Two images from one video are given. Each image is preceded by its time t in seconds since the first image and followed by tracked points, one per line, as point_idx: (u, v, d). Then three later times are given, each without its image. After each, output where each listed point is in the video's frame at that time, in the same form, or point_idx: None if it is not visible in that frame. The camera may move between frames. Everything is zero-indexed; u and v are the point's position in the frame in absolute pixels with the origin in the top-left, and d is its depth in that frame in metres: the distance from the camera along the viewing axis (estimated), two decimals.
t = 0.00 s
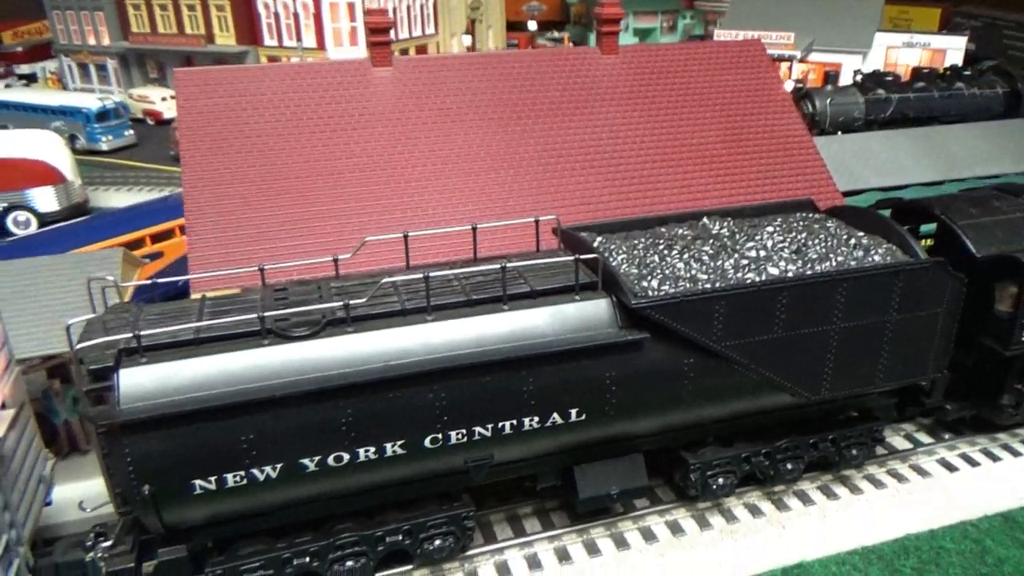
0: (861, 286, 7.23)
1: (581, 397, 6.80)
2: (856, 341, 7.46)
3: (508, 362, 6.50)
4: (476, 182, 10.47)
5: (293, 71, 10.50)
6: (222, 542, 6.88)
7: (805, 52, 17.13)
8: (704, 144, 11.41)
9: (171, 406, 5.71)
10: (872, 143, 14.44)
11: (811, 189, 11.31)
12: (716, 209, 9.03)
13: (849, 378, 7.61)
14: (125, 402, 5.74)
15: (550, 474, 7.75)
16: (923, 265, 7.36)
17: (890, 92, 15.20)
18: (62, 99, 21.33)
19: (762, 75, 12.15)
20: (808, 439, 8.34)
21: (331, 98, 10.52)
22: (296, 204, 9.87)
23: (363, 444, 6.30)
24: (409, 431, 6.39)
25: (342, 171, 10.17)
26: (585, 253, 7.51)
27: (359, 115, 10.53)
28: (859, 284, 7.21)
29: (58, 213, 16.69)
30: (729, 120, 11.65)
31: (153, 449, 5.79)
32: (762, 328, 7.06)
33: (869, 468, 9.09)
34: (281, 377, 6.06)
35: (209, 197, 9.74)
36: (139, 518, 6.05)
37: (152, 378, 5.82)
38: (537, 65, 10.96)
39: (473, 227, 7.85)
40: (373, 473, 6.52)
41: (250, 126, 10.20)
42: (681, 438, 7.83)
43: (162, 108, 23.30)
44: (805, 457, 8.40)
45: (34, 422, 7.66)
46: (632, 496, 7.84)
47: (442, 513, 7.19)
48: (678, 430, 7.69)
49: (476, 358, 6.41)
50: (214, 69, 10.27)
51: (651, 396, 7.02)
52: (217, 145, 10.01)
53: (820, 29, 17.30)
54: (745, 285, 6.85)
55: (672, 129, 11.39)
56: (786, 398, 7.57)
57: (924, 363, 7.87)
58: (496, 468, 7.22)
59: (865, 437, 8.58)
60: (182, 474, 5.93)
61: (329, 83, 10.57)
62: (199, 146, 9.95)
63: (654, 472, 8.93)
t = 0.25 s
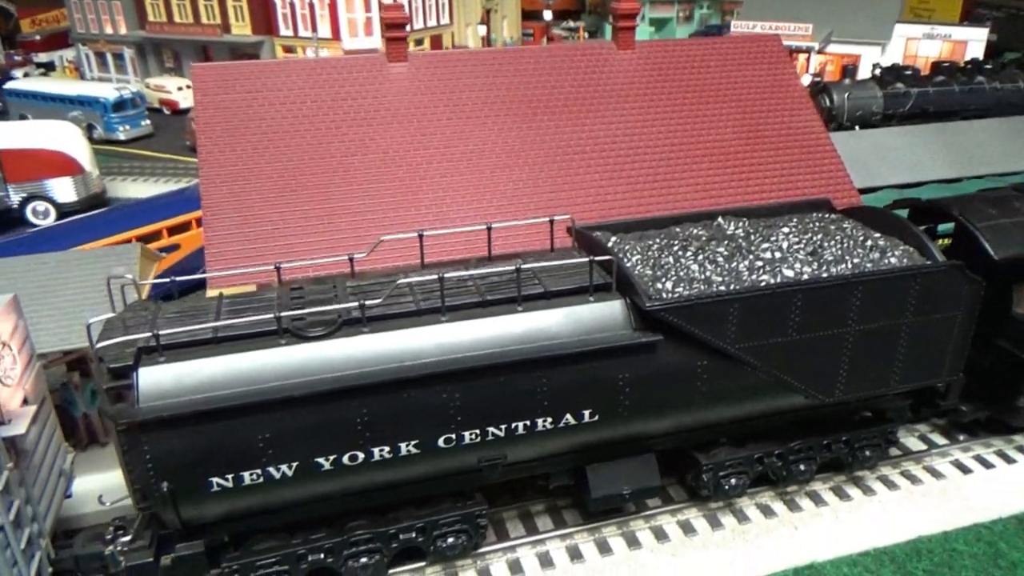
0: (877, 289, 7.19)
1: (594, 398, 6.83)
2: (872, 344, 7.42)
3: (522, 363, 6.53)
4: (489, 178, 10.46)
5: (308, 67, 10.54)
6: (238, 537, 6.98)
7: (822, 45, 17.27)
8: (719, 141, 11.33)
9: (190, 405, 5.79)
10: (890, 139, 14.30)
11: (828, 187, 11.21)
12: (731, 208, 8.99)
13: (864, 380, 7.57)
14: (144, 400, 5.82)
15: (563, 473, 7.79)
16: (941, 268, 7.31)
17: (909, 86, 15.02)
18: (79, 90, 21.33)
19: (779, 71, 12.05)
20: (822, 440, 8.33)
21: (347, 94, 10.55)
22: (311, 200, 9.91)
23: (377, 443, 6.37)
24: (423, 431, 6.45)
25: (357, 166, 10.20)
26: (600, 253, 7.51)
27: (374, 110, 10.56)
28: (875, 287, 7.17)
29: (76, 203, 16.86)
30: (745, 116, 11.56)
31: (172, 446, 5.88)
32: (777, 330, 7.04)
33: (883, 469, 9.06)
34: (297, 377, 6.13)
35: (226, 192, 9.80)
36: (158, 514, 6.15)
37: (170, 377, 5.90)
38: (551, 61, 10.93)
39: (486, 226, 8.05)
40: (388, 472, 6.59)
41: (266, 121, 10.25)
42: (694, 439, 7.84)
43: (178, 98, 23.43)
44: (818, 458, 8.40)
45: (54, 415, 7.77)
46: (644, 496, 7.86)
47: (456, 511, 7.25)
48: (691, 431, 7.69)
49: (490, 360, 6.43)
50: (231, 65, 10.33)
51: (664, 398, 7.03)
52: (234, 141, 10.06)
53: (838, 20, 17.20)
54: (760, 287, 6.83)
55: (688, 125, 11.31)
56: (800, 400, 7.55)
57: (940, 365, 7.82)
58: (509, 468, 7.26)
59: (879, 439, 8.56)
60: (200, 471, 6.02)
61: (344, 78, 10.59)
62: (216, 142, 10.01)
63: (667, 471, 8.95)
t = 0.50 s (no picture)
0: (885, 300, 7.15)
1: (598, 408, 6.83)
2: (878, 354, 7.38)
3: (526, 374, 6.54)
4: (496, 179, 10.42)
5: (316, 69, 10.56)
6: (244, 543, 7.04)
7: (834, 38, 17.45)
8: (728, 144, 11.24)
9: (195, 416, 5.84)
10: (901, 138, 14.16)
11: (840, 190, 11.09)
12: (738, 214, 8.95)
13: (870, 390, 7.53)
14: (151, 411, 5.88)
15: (567, 480, 7.81)
16: (949, 278, 7.26)
17: (922, 83, 14.83)
18: (91, 84, 21.49)
19: (789, 72, 11.96)
20: (828, 448, 8.30)
21: (354, 95, 10.56)
22: (318, 201, 9.87)
23: (381, 453, 6.40)
24: (427, 441, 6.48)
25: (363, 168, 10.20)
26: (606, 261, 7.50)
27: (381, 112, 10.56)
28: (882, 297, 7.13)
29: (87, 199, 16.96)
30: (754, 119, 11.47)
31: (178, 456, 5.93)
32: (783, 341, 7.01)
33: (890, 476, 9.02)
34: (302, 387, 6.16)
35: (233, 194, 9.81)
36: (164, 521, 6.21)
37: (176, 387, 5.95)
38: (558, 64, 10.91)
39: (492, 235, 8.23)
40: (392, 481, 6.62)
41: (274, 123, 10.28)
42: (699, 447, 7.83)
43: (189, 91, 23.51)
44: (824, 465, 8.37)
45: (63, 419, 7.86)
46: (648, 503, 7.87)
47: (460, 518, 7.29)
48: (696, 439, 7.68)
49: (494, 370, 6.45)
50: (239, 67, 10.36)
51: (668, 408, 7.03)
52: (241, 144, 10.09)
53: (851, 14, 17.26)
54: (765, 298, 6.80)
55: (696, 128, 11.23)
56: (805, 409, 7.52)
57: (948, 375, 7.77)
58: (513, 476, 7.28)
59: (885, 447, 8.52)
60: (206, 480, 6.08)
61: (351, 80, 10.61)
62: (225, 144, 10.03)
63: (672, 477, 8.95)
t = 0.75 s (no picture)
0: (895, 307, 7.13)
1: (607, 413, 6.87)
2: (889, 360, 7.37)
3: (535, 379, 6.58)
4: (507, 180, 10.44)
5: (328, 69, 10.61)
6: (256, 543, 7.14)
7: (850, 32, 17.36)
8: (740, 144, 11.19)
9: (208, 421, 5.93)
10: (916, 136, 14.04)
11: (852, 190, 11.02)
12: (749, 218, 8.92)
13: (880, 396, 7.52)
14: (165, 415, 5.97)
15: (576, 483, 7.85)
16: (961, 285, 7.23)
17: (939, 79, 14.63)
18: (106, 78, 21.63)
19: (802, 71, 11.88)
20: (837, 453, 8.30)
21: (366, 95, 10.60)
22: (330, 202, 9.94)
23: (392, 457, 6.47)
24: (437, 445, 6.54)
25: (375, 168, 10.23)
26: (616, 266, 7.51)
27: (393, 111, 10.60)
28: (893, 304, 7.11)
29: (103, 194, 17.07)
30: (766, 118, 11.41)
31: (191, 460, 6.03)
32: (792, 347, 7.01)
33: (900, 480, 9.00)
34: (314, 392, 6.24)
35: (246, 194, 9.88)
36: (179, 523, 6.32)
37: (190, 392, 6.03)
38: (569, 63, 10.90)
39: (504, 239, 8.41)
40: (402, 484, 6.70)
41: (286, 123, 10.34)
42: (707, 452, 7.85)
43: (203, 85, 23.61)
44: (834, 470, 8.38)
45: (80, 418, 7.98)
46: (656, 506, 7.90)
47: (470, 520, 7.36)
48: (705, 444, 7.70)
49: (503, 376, 6.49)
50: (252, 67, 10.43)
51: (677, 413, 7.05)
52: (254, 144, 10.15)
53: (868, 7, 17.22)
54: (775, 305, 6.80)
55: (708, 127, 11.18)
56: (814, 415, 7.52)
57: (959, 381, 7.74)
58: (522, 479, 7.33)
59: (895, 451, 8.50)
60: (219, 483, 6.17)
61: (363, 80, 10.64)
62: (238, 145, 10.10)
63: (681, 479, 8.97)
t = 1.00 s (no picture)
0: (899, 311, 7.15)
1: (610, 416, 6.93)
2: (893, 364, 7.39)
3: (539, 383, 6.66)
4: (514, 180, 10.49)
5: (337, 70, 10.69)
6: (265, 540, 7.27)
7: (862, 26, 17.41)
8: (747, 144, 11.18)
9: (218, 422, 6.05)
10: (926, 135, 13.97)
11: (860, 191, 10.99)
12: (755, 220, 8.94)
13: (884, 400, 7.54)
14: (175, 417, 6.09)
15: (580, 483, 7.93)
16: (965, 290, 7.24)
17: (951, 76, 14.56)
18: (119, 73, 21.81)
19: (811, 71, 11.85)
20: (841, 455, 8.34)
21: (374, 96, 10.68)
22: (339, 203, 10.03)
23: (397, 458, 6.57)
24: (442, 447, 6.63)
25: (383, 168, 10.31)
26: (620, 269, 7.56)
27: (401, 112, 10.67)
28: (897, 309, 7.13)
29: (116, 190, 17.22)
30: (773, 119, 11.39)
31: (201, 461, 6.15)
32: (795, 351, 7.05)
33: (904, 482, 9.02)
34: (321, 394, 6.34)
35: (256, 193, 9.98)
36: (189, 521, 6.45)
37: (199, 394, 6.15)
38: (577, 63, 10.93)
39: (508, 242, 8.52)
40: (408, 485, 6.80)
41: (295, 123, 10.43)
42: (711, 453, 7.90)
43: (215, 80, 23.74)
44: (837, 472, 8.41)
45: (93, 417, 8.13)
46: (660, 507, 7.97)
47: (475, 520, 7.46)
48: (709, 446, 7.75)
49: (507, 379, 6.57)
50: (263, 68, 10.52)
51: (680, 416, 7.11)
52: (264, 145, 10.25)
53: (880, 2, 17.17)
54: (778, 309, 6.83)
55: (715, 128, 11.18)
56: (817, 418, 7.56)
57: (963, 384, 7.75)
58: (527, 479, 7.41)
59: (899, 454, 8.52)
60: (229, 483, 6.29)
61: (372, 81, 10.72)
62: (248, 146, 10.20)
63: (686, 479, 9.03)
